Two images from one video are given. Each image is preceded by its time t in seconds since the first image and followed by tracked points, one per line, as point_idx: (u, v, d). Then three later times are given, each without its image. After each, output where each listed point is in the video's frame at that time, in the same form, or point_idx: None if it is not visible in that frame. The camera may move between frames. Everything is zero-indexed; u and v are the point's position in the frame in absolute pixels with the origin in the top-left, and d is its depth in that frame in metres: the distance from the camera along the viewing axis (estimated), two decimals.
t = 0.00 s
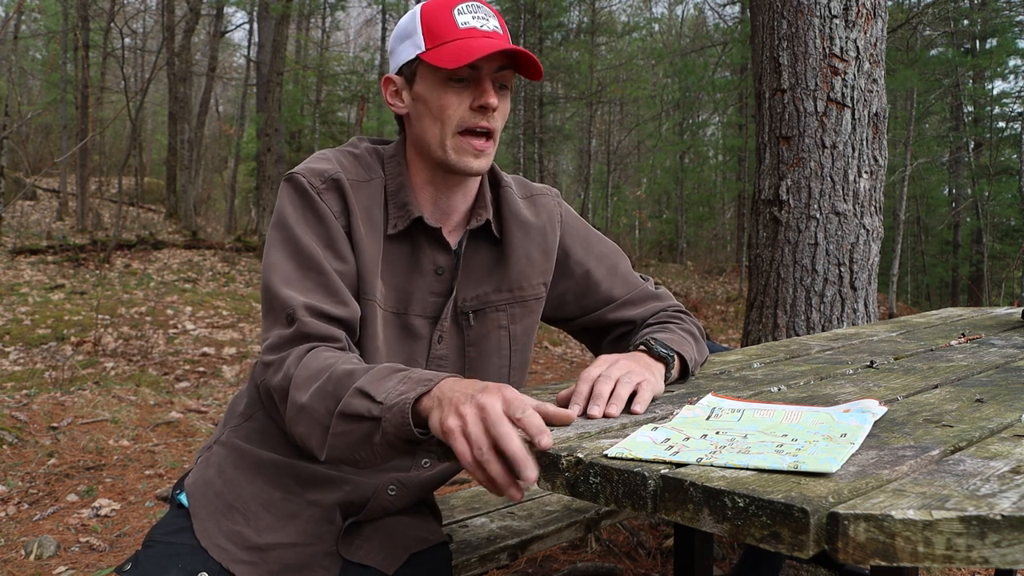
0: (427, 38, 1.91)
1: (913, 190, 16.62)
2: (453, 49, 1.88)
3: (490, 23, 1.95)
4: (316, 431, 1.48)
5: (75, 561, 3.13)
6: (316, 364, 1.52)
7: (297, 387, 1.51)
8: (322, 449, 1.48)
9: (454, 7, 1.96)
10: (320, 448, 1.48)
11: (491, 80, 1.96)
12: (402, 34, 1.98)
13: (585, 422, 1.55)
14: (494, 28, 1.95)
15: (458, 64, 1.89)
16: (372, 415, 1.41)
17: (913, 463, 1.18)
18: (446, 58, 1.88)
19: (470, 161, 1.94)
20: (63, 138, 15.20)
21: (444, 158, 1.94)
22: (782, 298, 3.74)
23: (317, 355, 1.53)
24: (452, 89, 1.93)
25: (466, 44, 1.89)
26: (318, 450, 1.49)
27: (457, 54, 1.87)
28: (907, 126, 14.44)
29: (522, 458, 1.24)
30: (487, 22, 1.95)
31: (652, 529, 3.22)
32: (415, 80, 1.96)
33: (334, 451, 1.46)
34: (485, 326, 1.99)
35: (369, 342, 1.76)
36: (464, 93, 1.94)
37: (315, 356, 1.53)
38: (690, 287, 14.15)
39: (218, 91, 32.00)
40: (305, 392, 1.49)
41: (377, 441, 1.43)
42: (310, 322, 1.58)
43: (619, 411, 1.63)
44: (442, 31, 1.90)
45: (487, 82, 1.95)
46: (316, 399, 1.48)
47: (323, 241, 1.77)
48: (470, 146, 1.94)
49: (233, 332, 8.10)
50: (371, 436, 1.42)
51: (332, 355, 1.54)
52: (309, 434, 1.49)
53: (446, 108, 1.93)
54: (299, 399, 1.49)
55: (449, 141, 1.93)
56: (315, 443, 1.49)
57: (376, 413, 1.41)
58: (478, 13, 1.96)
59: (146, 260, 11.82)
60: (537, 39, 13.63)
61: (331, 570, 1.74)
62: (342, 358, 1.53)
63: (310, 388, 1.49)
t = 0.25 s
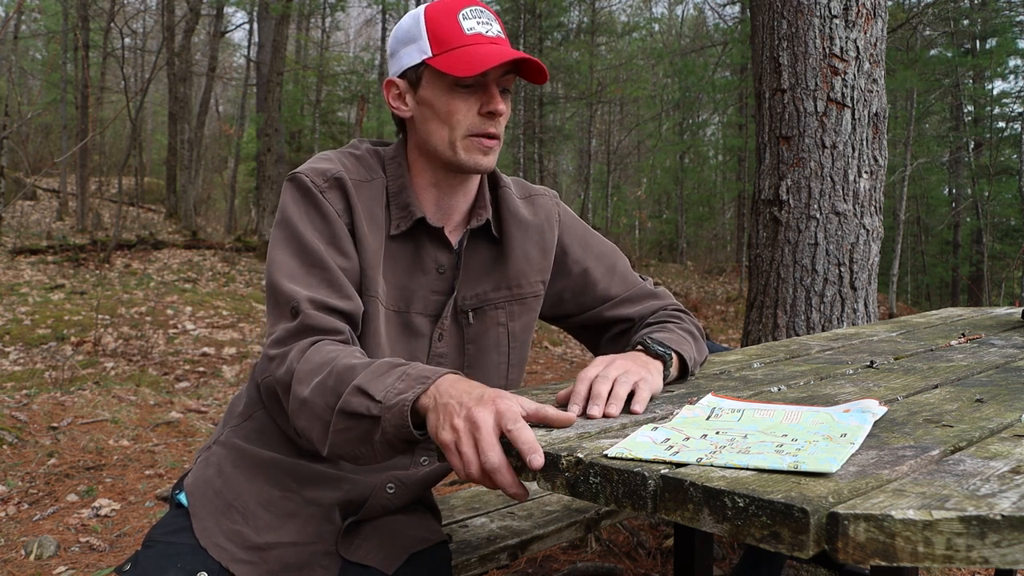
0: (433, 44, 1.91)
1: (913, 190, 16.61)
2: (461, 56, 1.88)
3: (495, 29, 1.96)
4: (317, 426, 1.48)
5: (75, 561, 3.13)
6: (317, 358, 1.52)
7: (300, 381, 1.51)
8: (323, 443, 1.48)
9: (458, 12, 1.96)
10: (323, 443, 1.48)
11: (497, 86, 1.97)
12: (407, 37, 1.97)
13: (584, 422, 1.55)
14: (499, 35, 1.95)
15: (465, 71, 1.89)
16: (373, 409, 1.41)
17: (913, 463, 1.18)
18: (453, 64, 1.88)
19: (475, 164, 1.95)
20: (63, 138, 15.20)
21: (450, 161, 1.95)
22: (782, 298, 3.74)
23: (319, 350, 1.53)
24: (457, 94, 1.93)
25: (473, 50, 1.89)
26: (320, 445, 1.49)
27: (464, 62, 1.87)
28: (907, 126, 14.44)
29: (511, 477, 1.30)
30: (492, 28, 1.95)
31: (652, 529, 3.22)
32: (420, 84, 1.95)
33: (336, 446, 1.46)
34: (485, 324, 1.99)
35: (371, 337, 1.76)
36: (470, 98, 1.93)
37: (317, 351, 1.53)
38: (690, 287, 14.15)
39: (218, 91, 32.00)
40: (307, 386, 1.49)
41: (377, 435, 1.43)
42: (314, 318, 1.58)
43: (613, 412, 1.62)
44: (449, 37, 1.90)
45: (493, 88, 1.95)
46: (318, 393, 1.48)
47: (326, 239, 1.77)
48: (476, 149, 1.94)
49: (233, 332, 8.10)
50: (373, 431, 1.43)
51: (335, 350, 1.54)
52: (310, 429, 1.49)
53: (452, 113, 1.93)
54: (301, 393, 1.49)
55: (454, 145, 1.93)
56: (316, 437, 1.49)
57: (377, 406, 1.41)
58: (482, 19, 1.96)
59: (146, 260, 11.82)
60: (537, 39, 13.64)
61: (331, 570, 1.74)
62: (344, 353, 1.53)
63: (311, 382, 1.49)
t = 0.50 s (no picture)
0: (437, 45, 1.91)
1: (913, 190, 16.61)
2: (465, 57, 1.88)
3: (499, 31, 1.95)
4: (318, 426, 1.48)
5: (75, 561, 3.13)
6: (318, 358, 1.51)
7: (301, 381, 1.51)
8: (323, 443, 1.48)
9: (463, 13, 1.96)
10: (323, 442, 1.48)
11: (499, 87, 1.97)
12: (411, 37, 1.97)
13: (586, 422, 1.55)
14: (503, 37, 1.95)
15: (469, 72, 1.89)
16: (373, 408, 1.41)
17: (912, 463, 1.18)
18: (456, 66, 1.88)
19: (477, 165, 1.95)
20: (63, 138, 15.19)
21: (451, 162, 1.95)
22: (782, 298, 3.74)
23: (320, 350, 1.53)
24: (460, 95, 1.93)
25: (476, 52, 1.89)
26: (320, 445, 1.49)
27: (468, 63, 1.88)
28: (907, 126, 14.44)
29: (511, 476, 1.30)
30: (496, 29, 1.95)
31: (652, 529, 3.22)
32: (424, 84, 1.95)
33: (337, 446, 1.46)
34: (485, 324, 1.99)
35: (372, 337, 1.76)
36: (473, 100, 1.93)
37: (318, 351, 1.53)
38: (690, 287, 14.16)
39: (218, 91, 32.01)
40: (308, 386, 1.49)
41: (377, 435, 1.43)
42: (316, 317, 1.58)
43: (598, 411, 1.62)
44: (453, 38, 1.90)
45: (495, 90, 1.95)
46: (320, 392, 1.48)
47: (327, 238, 1.77)
48: (478, 151, 1.94)
49: (233, 332, 8.10)
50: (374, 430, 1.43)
51: (337, 349, 1.54)
52: (311, 429, 1.49)
53: (455, 114, 1.93)
54: (302, 393, 1.49)
55: (455, 146, 1.93)
56: (316, 437, 1.49)
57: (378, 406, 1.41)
58: (486, 20, 1.96)
59: (147, 260, 11.83)
60: (537, 39, 13.64)
61: (331, 571, 1.74)
62: (345, 353, 1.53)
63: (311, 382, 1.49)
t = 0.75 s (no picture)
0: (435, 43, 1.91)
1: (913, 190, 16.61)
2: (460, 56, 1.88)
3: (497, 29, 1.94)
4: (317, 428, 1.48)
5: (75, 561, 3.13)
6: (317, 359, 1.52)
7: (300, 383, 1.51)
8: (323, 445, 1.48)
9: (463, 12, 1.96)
10: (323, 444, 1.48)
11: (497, 86, 1.96)
12: (411, 35, 1.97)
13: (586, 422, 1.55)
14: (502, 34, 1.94)
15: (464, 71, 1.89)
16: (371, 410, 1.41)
17: (912, 463, 1.18)
18: (452, 65, 1.88)
19: (474, 166, 1.94)
20: (63, 138, 15.19)
21: (449, 162, 1.95)
22: (783, 298, 3.74)
23: (320, 351, 1.53)
24: (457, 94, 1.93)
25: (473, 51, 1.88)
26: (320, 447, 1.49)
27: (464, 62, 1.87)
28: (907, 126, 14.45)
29: (511, 476, 1.30)
30: (495, 27, 1.94)
31: (652, 528, 3.22)
32: (422, 84, 1.96)
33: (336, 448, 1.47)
34: (485, 326, 1.99)
35: (371, 339, 1.76)
36: (469, 99, 1.93)
37: (317, 352, 1.53)
38: (690, 287, 14.16)
39: (218, 91, 32.01)
40: (307, 388, 1.49)
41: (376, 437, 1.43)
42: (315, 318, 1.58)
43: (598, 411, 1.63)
44: (450, 36, 1.90)
45: (493, 89, 1.94)
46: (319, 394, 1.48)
47: (327, 239, 1.77)
48: (475, 151, 1.94)
49: (233, 332, 8.10)
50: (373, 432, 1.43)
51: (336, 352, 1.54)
52: (310, 431, 1.49)
53: (452, 114, 1.93)
54: (301, 395, 1.49)
55: (453, 146, 1.93)
56: (315, 439, 1.49)
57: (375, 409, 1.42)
58: (486, 18, 1.95)
59: (146, 260, 11.83)
60: (537, 39, 13.64)
61: (331, 571, 1.74)
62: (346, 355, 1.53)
63: (311, 384, 1.49)
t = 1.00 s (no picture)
0: (426, 37, 1.91)
1: (913, 190, 16.60)
2: (449, 48, 1.88)
3: (489, 23, 1.94)
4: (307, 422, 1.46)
5: (75, 561, 3.13)
6: (306, 356, 1.49)
7: (288, 378, 1.49)
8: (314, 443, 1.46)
9: (455, 7, 1.95)
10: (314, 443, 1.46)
11: (488, 79, 1.96)
12: (406, 32, 1.99)
13: (586, 422, 1.55)
14: (493, 29, 1.93)
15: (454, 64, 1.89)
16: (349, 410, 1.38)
17: (912, 463, 1.18)
18: (442, 58, 1.88)
19: (467, 158, 1.94)
20: (63, 138, 15.20)
21: (440, 155, 1.94)
22: (782, 298, 3.74)
23: (307, 346, 1.52)
24: (450, 87, 1.93)
25: (462, 43, 1.88)
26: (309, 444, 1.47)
27: (451, 53, 1.87)
28: (907, 126, 14.45)
29: (509, 482, 1.27)
30: (486, 22, 1.94)
31: (652, 529, 3.22)
32: (416, 78, 1.96)
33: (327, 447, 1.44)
34: (484, 323, 1.99)
35: (367, 340, 1.76)
36: (461, 91, 1.93)
37: (305, 346, 1.52)
38: (690, 287, 14.16)
39: (218, 91, 31.99)
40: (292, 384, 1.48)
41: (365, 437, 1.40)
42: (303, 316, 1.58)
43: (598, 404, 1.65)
44: (441, 30, 1.90)
45: (484, 81, 1.94)
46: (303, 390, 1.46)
47: (324, 235, 1.76)
48: (466, 143, 1.93)
49: (233, 333, 8.10)
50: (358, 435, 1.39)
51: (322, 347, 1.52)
52: (299, 426, 1.48)
53: (444, 106, 1.93)
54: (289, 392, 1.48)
55: (445, 139, 1.93)
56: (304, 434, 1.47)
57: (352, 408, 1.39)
58: (478, 13, 1.95)
59: (146, 260, 11.83)
60: (537, 39, 13.64)
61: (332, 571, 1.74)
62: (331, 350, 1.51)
63: (301, 383, 1.47)
